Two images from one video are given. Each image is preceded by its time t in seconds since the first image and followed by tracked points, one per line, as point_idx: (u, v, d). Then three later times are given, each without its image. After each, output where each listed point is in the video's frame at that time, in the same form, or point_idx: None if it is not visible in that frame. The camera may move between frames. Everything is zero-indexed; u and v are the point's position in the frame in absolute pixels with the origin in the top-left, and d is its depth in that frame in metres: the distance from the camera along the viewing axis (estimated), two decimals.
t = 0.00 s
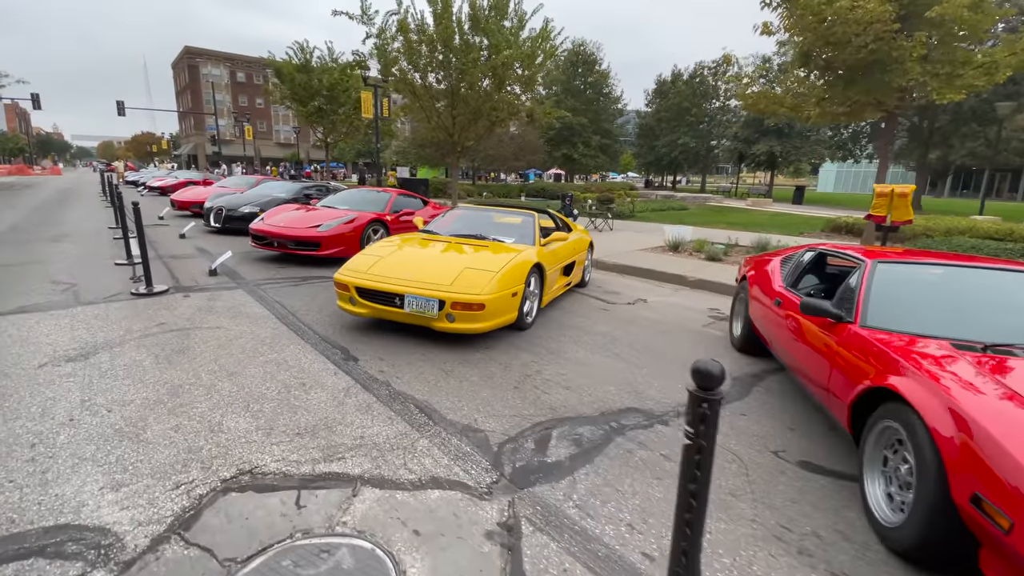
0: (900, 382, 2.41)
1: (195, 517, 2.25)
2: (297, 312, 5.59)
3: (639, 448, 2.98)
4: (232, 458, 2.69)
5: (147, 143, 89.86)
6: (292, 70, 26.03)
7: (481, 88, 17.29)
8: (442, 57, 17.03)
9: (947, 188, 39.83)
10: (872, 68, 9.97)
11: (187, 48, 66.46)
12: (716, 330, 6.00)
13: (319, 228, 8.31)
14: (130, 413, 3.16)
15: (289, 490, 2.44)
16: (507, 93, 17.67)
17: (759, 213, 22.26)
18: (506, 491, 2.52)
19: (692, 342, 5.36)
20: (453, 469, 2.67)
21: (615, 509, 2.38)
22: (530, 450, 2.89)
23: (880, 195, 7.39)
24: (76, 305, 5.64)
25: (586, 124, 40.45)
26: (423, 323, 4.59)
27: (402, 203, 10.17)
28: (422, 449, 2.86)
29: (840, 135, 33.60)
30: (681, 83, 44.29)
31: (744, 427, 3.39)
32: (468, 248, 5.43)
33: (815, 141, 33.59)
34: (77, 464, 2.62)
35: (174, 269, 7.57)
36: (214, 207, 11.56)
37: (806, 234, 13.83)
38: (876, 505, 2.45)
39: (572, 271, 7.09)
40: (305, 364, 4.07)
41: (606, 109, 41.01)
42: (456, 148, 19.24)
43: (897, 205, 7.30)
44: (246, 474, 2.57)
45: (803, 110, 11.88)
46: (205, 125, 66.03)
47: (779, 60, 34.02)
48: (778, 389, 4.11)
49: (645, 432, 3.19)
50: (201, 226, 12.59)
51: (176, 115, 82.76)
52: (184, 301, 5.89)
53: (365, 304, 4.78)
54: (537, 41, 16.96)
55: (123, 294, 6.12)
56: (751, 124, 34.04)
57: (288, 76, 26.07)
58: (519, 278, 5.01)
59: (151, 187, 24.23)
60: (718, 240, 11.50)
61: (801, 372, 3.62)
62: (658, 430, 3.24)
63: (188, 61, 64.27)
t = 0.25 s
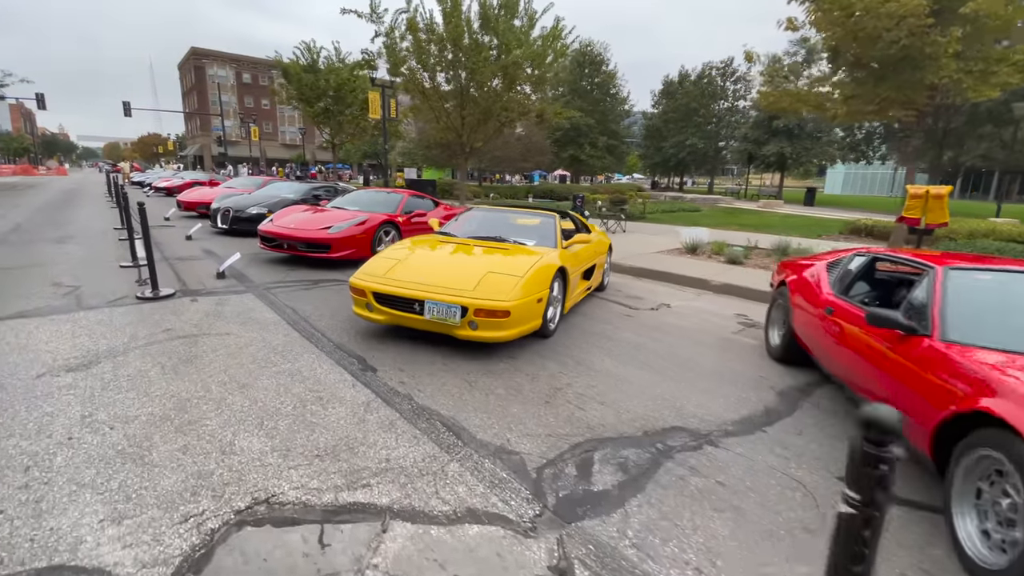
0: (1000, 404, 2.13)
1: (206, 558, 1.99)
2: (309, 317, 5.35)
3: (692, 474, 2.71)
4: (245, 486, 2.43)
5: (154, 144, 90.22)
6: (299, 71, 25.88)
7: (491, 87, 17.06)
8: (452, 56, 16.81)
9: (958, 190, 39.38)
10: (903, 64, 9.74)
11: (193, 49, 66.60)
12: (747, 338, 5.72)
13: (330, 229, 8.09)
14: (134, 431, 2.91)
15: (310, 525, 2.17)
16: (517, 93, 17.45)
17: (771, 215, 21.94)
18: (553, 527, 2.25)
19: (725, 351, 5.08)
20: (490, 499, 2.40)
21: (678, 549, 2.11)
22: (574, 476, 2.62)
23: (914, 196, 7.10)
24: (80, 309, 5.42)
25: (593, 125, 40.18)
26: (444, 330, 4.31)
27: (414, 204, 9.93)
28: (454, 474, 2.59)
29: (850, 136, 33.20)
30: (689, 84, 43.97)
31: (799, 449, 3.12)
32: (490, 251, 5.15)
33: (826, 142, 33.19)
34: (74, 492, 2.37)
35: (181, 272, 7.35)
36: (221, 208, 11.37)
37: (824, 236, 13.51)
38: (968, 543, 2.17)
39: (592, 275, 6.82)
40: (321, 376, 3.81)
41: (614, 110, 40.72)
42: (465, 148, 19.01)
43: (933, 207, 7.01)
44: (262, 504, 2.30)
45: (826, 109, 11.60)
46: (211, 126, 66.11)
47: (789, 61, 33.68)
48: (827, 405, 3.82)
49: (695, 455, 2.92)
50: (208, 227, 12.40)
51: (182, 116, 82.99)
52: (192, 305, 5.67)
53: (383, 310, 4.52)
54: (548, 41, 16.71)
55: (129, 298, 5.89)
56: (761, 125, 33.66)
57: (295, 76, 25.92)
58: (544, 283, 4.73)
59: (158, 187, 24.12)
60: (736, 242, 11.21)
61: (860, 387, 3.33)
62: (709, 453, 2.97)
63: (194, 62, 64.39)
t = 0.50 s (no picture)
0: None
1: None
2: (322, 324, 5.16)
3: (744, 509, 2.50)
4: (260, 519, 2.22)
5: (161, 143, 90.69)
6: (307, 69, 25.75)
7: (502, 87, 16.85)
8: (462, 56, 16.61)
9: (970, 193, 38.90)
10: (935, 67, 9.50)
11: (201, 48, 66.73)
12: (776, 349, 5.49)
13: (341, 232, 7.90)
14: (141, 452, 2.72)
15: (334, 567, 1.97)
16: (528, 93, 17.23)
17: (783, 217, 21.64)
18: (600, 571, 2.04)
19: (756, 365, 4.85)
20: (528, 538, 2.18)
21: None
22: (617, 510, 2.41)
23: (947, 203, 6.82)
24: (86, 313, 5.25)
25: (601, 126, 39.91)
26: (464, 342, 4.08)
27: (425, 205, 9.74)
28: (486, 506, 2.38)
29: (863, 138, 32.77)
30: (698, 85, 43.59)
31: (854, 478, 2.90)
32: (511, 257, 4.92)
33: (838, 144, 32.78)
34: (75, 524, 2.17)
35: (189, 274, 7.19)
36: (230, 208, 11.22)
37: (842, 240, 13.22)
38: None
39: (611, 281, 6.58)
40: (337, 390, 3.62)
41: (622, 111, 40.41)
42: (474, 148, 18.81)
43: (967, 214, 6.75)
44: (279, 541, 2.10)
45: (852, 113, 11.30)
46: (219, 124, 66.23)
47: (801, 62, 33.28)
48: (875, 428, 3.60)
49: (743, 486, 2.71)
50: (216, 227, 12.26)
51: (190, 114, 83.25)
52: (201, 310, 5.49)
53: (400, 319, 4.31)
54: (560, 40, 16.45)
55: (136, 302, 5.72)
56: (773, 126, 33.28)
57: (303, 75, 25.78)
58: (568, 291, 4.48)
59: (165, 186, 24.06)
60: (754, 246, 10.96)
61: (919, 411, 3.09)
62: (758, 483, 2.75)
63: (202, 61, 64.49)
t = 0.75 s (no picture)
0: None
1: None
2: (341, 327, 4.97)
3: (817, 539, 2.29)
4: (292, 549, 2.02)
5: (170, 140, 91.05)
6: (316, 66, 25.59)
7: (514, 84, 16.63)
8: (474, 52, 16.39)
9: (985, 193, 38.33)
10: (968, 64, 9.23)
11: (209, 45, 66.82)
12: (813, 356, 5.26)
13: (356, 230, 7.71)
14: (159, 469, 2.52)
15: None
16: (541, 90, 17.00)
17: (798, 217, 21.32)
18: None
19: (796, 374, 4.63)
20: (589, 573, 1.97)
21: None
22: (680, 539, 2.20)
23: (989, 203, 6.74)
24: (97, 314, 5.09)
25: (610, 124, 39.61)
26: (494, 347, 3.86)
27: (440, 204, 9.55)
28: (538, 535, 2.17)
29: (877, 137, 32.31)
30: (708, 83, 43.16)
31: (926, 503, 2.68)
32: (539, 258, 4.67)
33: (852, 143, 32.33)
34: (90, 553, 1.98)
35: (201, 273, 7.02)
36: (241, 206, 11.06)
37: (863, 241, 12.94)
38: None
39: (637, 283, 6.35)
40: (363, 398, 3.43)
41: (632, 109, 40.06)
42: (485, 146, 18.60)
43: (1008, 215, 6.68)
44: None
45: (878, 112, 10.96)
46: (226, 122, 66.33)
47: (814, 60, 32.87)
48: (936, 445, 3.37)
49: (811, 511, 2.50)
50: (226, 225, 12.12)
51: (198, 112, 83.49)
52: (216, 311, 5.31)
53: (425, 322, 4.10)
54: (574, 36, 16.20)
55: (148, 302, 5.55)
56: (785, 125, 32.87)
57: (312, 72, 25.63)
58: (602, 294, 4.22)
59: (174, 183, 24.01)
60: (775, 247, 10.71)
61: (998, 429, 2.84)
62: (826, 508, 2.54)
63: (211, 58, 64.58)
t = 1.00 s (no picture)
0: None
1: None
2: (365, 333, 4.82)
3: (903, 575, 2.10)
4: None
5: (179, 140, 91.64)
6: (326, 65, 25.50)
7: (527, 81, 16.42)
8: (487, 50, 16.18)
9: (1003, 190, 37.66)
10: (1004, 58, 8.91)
11: (218, 45, 67.07)
12: (854, 364, 5.04)
13: (373, 231, 7.57)
14: (188, 492, 2.37)
15: None
16: (554, 87, 16.76)
17: (814, 216, 21.00)
18: None
19: (841, 383, 4.42)
20: None
21: None
22: None
23: None
24: (115, 320, 4.97)
25: (620, 122, 39.31)
26: (529, 357, 3.65)
27: (457, 204, 9.39)
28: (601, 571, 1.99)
29: (892, 134, 31.79)
30: (719, 79, 42.68)
31: (1010, 531, 2.48)
32: (570, 261, 4.46)
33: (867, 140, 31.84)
34: None
35: (218, 276, 6.91)
36: (255, 206, 10.97)
37: (886, 240, 12.65)
38: None
39: (665, 286, 6.14)
40: (396, 412, 3.26)
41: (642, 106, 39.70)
42: (497, 145, 18.42)
43: None
44: None
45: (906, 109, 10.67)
46: (235, 121, 66.58)
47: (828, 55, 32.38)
48: (1006, 463, 3.16)
49: (890, 542, 2.31)
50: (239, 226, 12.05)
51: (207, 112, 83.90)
52: (235, 316, 5.18)
53: (455, 330, 3.92)
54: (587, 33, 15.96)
55: (166, 306, 5.43)
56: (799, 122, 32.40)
57: (322, 71, 25.54)
58: (639, 300, 4.00)
59: (185, 183, 24.05)
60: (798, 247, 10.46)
61: None
62: (904, 538, 2.35)
63: (220, 58, 64.82)
